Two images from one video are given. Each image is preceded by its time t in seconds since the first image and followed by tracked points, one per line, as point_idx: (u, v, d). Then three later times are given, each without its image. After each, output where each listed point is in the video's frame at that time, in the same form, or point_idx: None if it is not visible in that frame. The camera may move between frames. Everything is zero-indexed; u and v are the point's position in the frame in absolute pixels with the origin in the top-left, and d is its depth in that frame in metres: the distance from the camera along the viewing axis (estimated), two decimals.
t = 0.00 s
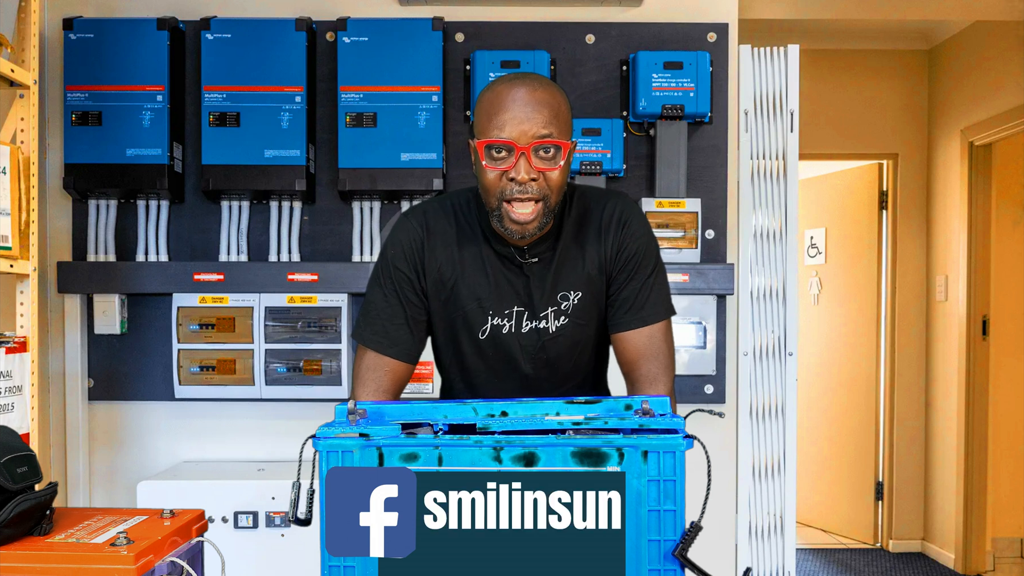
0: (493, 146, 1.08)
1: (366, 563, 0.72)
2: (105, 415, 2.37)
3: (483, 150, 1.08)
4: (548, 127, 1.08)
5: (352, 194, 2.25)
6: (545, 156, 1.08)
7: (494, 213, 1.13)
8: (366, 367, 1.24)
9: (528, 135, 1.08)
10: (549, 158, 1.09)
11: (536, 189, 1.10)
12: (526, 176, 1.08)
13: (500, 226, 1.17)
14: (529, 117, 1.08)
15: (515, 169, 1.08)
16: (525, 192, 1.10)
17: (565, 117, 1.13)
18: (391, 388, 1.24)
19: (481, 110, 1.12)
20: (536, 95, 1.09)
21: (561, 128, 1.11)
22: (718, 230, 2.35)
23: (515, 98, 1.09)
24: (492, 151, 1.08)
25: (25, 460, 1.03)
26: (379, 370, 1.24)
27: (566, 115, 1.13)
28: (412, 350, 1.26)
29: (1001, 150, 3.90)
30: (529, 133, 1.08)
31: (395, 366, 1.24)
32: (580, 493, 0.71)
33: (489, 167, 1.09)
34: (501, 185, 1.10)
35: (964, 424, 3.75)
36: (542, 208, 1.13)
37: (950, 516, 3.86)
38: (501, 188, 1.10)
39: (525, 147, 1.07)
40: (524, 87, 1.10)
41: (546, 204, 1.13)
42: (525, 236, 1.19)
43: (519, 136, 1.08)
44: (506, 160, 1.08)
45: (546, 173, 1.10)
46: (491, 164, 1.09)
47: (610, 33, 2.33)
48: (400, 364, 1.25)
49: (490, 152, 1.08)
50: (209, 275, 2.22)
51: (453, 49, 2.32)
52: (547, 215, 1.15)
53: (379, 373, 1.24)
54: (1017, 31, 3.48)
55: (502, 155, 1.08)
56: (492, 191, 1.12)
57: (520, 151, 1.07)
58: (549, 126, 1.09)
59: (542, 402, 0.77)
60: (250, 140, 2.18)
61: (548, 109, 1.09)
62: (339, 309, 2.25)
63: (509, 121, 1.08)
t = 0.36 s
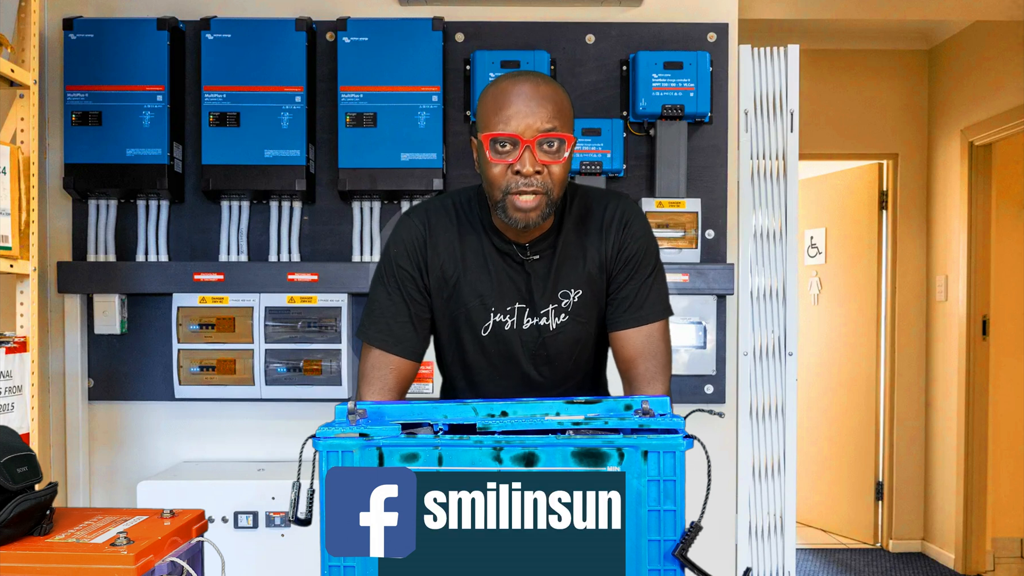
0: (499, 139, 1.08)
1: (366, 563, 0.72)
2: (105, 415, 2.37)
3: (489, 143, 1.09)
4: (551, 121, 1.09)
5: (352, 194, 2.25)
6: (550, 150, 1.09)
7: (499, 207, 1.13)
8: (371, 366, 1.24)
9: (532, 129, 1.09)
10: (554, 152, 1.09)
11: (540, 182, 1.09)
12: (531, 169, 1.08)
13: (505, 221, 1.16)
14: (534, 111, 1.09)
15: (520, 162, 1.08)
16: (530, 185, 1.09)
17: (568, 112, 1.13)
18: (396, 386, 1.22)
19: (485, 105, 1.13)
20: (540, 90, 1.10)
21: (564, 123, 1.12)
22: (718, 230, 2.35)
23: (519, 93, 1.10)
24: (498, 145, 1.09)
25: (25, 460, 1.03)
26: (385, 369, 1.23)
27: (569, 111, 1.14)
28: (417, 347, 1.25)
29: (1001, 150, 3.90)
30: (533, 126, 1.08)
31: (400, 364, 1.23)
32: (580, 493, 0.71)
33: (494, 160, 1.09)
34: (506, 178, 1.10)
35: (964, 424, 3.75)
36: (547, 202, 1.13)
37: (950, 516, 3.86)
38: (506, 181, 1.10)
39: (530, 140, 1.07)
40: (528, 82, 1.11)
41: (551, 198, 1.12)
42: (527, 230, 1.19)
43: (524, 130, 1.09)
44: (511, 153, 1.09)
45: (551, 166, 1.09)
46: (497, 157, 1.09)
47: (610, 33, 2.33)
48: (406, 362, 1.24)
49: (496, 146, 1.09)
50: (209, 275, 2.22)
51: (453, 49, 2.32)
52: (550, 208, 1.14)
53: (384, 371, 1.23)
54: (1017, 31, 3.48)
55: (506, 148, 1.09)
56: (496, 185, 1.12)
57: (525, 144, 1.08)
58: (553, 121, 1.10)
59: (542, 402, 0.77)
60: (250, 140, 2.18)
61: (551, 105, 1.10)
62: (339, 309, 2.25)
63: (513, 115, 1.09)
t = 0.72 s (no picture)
0: (501, 111, 1.12)
1: (366, 563, 0.72)
2: (105, 415, 2.37)
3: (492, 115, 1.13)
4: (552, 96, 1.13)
5: (352, 194, 2.25)
6: (550, 122, 1.12)
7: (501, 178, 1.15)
8: (384, 363, 1.25)
9: (533, 102, 1.13)
10: (555, 124, 1.12)
11: (541, 152, 1.13)
12: (532, 139, 1.12)
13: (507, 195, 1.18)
14: (535, 86, 1.13)
15: (522, 132, 1.12)
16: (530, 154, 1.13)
17: (568, 92, 1.17)
18: (409, 383, 1.23)
19: (488, 85, 1.17)
20: (541, 68, 1.14)
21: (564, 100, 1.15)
22: (718, 230, 2.35)
23: (522, 70, 1.14)
24: (500, 116, 1.12)
25: (25, 460, 1.03)
26: (397, 366, 1.24)
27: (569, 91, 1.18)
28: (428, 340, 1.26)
29: (1001, 150, 3.90)
30: (535, 99, 1.12)
31: (411, 360, 1.24)
32: (580, 493, 0.71)
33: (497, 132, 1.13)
34: (507, 148, 1.13)
35: (964, 424, 3.75)
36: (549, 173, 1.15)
37: (950, 516, 3.86)
38: (507, 151, 1.13)
39: (532, 111, 1.11)
40: (530, 62, 1.15)
41: (552, 170, 1.14)
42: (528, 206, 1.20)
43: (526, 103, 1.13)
44: (513, 125, 1.12)
45: (551, 138, 1.13)
46: (499, 129, 1.13)
47: (610, 33, 2.33)
48: (417, 358, 1.25)
49: (498, 117, 1.12)
50: (210, 275, 2.22)
51: (453, 49, 2.32)
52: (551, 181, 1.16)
53: (395, 367, 1.24)
54: (1017, 32, 3.48)
55: (508, 120, 1.12)
56: (498, 157, 1.15)
57: (526, 115, 1.11)
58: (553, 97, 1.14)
59: (542, 402, 0.77)
60: (250, 140, 2.18)
61: (551, 80, 1.14)
62: (339, 309, 2.25)
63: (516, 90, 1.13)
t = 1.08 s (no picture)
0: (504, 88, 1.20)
1: (366, 563, 0.72)
2: (105, 415, 2.37)
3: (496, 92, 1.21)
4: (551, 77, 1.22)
5: (352, 194, 2.24)
6: (551, 99, 1.21)
7: (502, 151, 1.21)
8: (378, 347, 1.25)
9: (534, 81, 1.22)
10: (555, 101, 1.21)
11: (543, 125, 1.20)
12: (534, 111, 1.19)
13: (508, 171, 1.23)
14: (536, 66, 1.22)
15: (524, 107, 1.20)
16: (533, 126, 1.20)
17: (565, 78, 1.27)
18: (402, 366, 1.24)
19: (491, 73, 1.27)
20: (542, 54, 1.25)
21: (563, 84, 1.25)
22: (718, 229, 2.35)
23: (524, 55, 1.23)
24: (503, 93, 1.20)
25: (25, 459, 1.03)
26: (391, 350, 1.25)
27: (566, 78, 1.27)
28: (425, 327, 1.27)
29: (1001, 150, 3.90)
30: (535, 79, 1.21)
31: (404, 343, 1.25)
32: (580, 494, 0.71)
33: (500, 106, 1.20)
34: (510, 121, 1.21)
35: (964, 424, 3.75)
36: (548, 147, 1.22)
37: (950, 516, 3.86)
38: (510, 124, 1.21)
39: (534, 87, 1.20)
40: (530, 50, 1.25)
41: (552, 144, 1.21)
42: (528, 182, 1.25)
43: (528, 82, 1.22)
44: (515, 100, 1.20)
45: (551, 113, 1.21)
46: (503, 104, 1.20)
47: (610, 33, 2.33)
48: (410, 342, 1.25)
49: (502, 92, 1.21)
50: (210, 275, 2.22)
51: (453, 49, 2.32)
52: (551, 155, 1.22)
53: (389, 351, 1.25)
54: (1017, 32, 3.48)
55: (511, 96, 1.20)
56: (500, 132, 1.21)
57: (529, 90, 1.20)
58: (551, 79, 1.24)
59: (542, 402, 0.77)
60: (250, 140, 2.18)
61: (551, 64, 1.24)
62: (339, 309, 2.25)
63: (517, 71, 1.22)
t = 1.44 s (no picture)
0: (500, 103, 1.15)
1: (366, 563, 0.72)
2: (105, 415, 2.37)
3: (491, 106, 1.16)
4: (550, 89, 1.17)
5: (352, 194, 2.25)
6: (549, 114, 1.16)
7: (496, 168, 1.19)
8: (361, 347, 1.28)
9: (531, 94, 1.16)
10: (553, 117, 1.16)
11: (540, 142, 1.17)
12: (530, 130, 1.16)
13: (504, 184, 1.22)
14: (534, 79, 1.16)
15: (520, 124, 1.16)
16: (529, 145, 1.16)
17: (567, 84, 1.20)
18: (382, 369, 1.26)
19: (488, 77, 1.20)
20: (542, 61, 1.18)
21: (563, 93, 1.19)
22: (718, 230, 2.35)
23: (523, 63, 1.17)
24: (499, 108, 1.16)
25: (25, 460, 1.03)
26: (376, 351, 1.27)
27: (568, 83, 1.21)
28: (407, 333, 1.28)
29: (1001, 150, 3.91)
30: (532, 92, 1.16)
31: (385, 347, 1.27)
32: (580, 493, 0.71)
33: (496, 122, 1.16)
34: (505, 138, 1.17)
35: (964, 424, 3.75)
36: (544, 165, 1.19)
37: (950, 516, 3.86)
38: (504, 141, 1.17)
39: (530, 103, 1.15)
40: (530, 55, 1.19)
41: (547, 162, 1.19)
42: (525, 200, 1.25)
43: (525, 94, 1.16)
44: (511, 117, 1.16)
45: (548, 130, 1.16)
46: (498, 120, 1.16)
47: (610, 33, 2.33)
48: (391, 346, 1.27)
49: (496, 107, 1.16)
50: (209, 275, 2.22)
51: (453, 49, 2.32)
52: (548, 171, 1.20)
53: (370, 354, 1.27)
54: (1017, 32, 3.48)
55: (508, 112, 1.15)
56: (495, 147, 1.18)
57: (525, 107, 1.15)
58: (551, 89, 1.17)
59: (542, 402, 0.77)
60: (250, 140, 2.18)
61: (551, 73, 1.17)
62: (339, 309, 2.25)
63: (516, 82, 1.16)
